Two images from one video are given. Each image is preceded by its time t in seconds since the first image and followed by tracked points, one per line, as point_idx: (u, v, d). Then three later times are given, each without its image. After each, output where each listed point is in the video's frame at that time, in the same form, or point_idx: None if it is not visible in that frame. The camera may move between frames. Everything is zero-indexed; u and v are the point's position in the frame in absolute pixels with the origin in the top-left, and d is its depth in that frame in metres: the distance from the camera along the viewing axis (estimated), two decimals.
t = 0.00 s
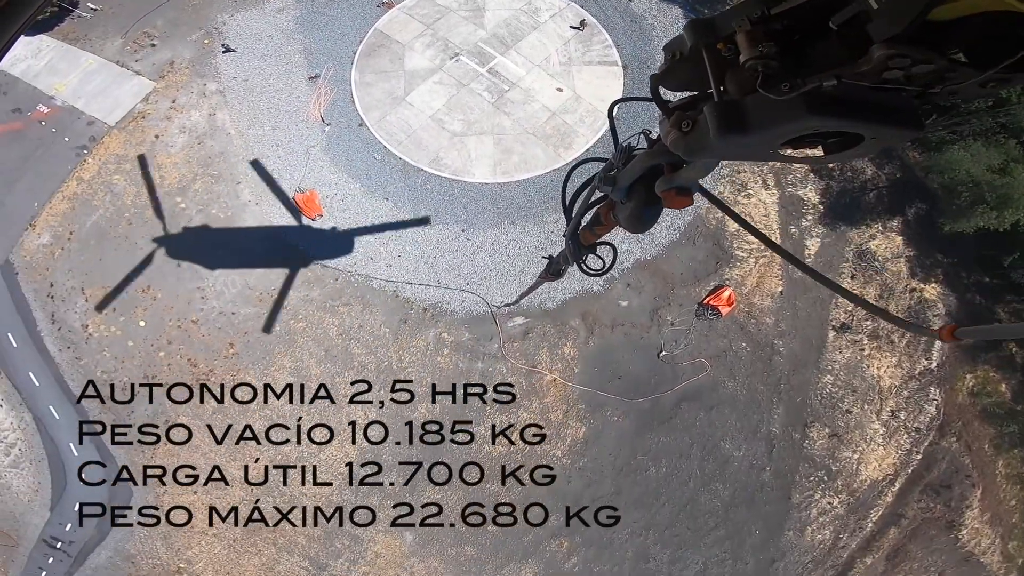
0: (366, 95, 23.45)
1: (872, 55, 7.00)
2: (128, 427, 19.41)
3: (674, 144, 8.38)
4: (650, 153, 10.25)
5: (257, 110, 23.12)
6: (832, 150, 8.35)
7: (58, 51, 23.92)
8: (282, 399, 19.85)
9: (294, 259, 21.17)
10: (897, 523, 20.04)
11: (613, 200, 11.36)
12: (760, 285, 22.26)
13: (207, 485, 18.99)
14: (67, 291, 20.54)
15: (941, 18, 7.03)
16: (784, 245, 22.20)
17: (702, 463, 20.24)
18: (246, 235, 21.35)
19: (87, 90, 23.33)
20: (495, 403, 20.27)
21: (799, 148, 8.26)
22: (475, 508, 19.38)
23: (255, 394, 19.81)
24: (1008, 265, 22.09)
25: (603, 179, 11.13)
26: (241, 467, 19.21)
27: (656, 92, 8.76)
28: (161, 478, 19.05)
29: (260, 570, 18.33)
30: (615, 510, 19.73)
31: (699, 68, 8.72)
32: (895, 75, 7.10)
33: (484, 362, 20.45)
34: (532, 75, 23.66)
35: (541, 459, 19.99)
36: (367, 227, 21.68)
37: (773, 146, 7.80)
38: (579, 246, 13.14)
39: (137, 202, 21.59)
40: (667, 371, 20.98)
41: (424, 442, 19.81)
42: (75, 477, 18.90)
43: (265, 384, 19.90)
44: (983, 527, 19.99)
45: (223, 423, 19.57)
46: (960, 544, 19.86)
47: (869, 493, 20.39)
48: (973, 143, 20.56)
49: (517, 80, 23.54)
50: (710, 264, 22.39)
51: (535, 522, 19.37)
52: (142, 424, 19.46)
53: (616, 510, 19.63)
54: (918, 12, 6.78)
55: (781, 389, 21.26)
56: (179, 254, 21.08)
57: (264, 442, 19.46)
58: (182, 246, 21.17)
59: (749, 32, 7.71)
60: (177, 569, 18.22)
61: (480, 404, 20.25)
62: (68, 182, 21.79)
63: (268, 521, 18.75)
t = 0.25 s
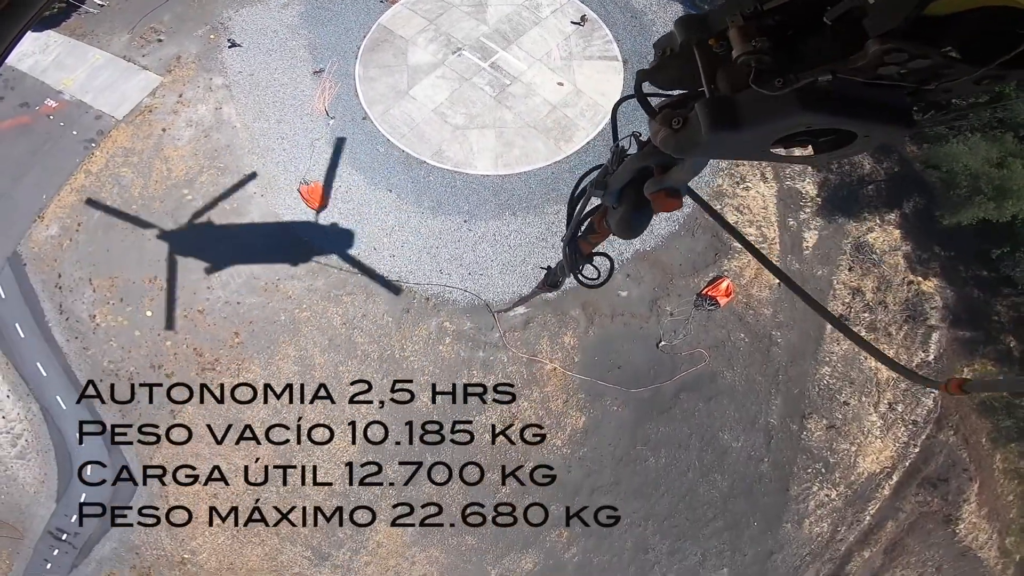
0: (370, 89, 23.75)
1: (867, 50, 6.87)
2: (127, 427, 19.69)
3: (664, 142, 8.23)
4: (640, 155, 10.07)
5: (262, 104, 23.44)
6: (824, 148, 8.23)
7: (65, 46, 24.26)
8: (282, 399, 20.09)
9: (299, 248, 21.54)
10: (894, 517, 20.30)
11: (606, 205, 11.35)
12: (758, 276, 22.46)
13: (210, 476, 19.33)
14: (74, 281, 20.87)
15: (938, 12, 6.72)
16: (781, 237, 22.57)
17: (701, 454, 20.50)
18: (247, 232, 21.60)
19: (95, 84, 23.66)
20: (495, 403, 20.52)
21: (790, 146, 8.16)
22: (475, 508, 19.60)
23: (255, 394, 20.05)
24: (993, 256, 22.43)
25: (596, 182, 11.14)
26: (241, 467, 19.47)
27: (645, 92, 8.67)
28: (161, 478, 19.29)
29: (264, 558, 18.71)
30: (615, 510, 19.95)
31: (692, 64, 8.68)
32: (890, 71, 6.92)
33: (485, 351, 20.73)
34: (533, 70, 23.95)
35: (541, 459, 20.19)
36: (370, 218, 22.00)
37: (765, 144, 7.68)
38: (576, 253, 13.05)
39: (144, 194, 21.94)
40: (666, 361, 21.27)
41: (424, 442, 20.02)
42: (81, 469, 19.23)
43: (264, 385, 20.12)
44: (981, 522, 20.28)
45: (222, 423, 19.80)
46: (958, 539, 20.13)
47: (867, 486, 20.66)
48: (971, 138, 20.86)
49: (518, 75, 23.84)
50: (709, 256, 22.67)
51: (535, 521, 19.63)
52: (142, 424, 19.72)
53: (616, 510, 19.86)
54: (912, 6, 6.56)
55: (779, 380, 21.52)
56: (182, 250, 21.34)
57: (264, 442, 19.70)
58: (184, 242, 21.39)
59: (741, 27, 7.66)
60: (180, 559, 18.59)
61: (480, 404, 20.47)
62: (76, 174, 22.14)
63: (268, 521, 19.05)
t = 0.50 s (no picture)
0: (371, 84, 24.06)
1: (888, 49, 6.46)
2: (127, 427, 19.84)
3: (684, 147, 7.98)
4: (658, 164, 9.59)
5: (265, 99, 23.76)
6: (848, 153, 7.83)
7: (71, 42, 24.59)
8: (282, 399, 20.29)
9: (301, 240, 21.86)
10: (889, 510, 20.66)
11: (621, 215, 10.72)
12: (754, 268, 22.45)
13: (212, 468, 19.55)
14: (79, 273, 21.16)
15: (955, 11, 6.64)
16: (776, 230, 22.88)
17: (697, 445, 20.80)
18: (244, 230, 21.83)
19: (99, 79, 23.97)
20: (495, 403, 20.70)
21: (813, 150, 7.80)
22: (475, 508, 19.79)
23: (255, 394, 20.24)
24: (980, 248, 22.84)
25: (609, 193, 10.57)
26: (241, 467, 19.63)
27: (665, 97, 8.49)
28: (162, 478, 19.44)
29: (265, 549, 18.96)
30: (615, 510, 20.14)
31: (710, 71, 8.38)
32: (914, 69, 6.53)
33: (484, 341, 21.03)
34: (532, 65, 24.28)
35: (541, 459, 20.44)
36: (371, 210, 22.34)
37: (786, 148, 7.39)
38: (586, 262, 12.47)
39: (149, 186, 22.27)
40: (662, 352, 21.59)
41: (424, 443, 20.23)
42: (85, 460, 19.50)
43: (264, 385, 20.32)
44: (975, 517, 20.72)
45: (223, 422, 19.98)
46: (953, 534, 20.56)
47: (861, 479, 20.97)
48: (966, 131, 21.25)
49: (517, 70, 24.16)
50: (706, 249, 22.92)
51: (535, 521, 19.85)
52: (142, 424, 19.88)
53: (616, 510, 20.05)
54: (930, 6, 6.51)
55: (774, 371, 21.81)
56: (184, 246, 21.57)
57: (264, 442, 19.89)
58: (185, 240, 21.62)
59: (757, 31, 7.33)
60: (181, 551, 18.79)
61: (480, 404, 20.67)
62: (81, 167, 22.45)
63: (268, 521, 19.22)
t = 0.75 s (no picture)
0: (371, 83, 24.37)
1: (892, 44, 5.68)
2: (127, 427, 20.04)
3: (684, 140, 7.05)
4: (658, 155, 8.86)
5: (266, 97, 24.04)
6: (850, 149, 6.79)
7: (73, 41, 24.83)
8: (283, 399, 20.50)
9: (302, 236, 22.10)
10: (882, 507, 20.98)
11: (618, 207, 10.21)
12: (748, 264, 23.15)
13: (212, 464, 19.76)
14: (81, 269, 21.38)
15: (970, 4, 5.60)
16: (770, 227, 23.18)
17: (693, 439, 21.09)
18: (241, 229, 22.04)
19: (102, 78, 24.22)
20: (495, 403, 20.94)
21: (814, 145, 6.78)
22: (475, 508, 20.00)
23: (255, 394, 20.45)
24: (970, 244, 23.12)
25: (606, 185, 9.92)
26: (241, 466, 19.81)
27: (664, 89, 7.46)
28: (162, 478, 19.62)
29: (264, 544, 19.15)
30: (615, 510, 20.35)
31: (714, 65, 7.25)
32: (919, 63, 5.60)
33: (481, 336, 21.29)
34: (529, 65, 24.57)
35: (541, 460, 20.65)
36: (371, 207, 22.62)
37: (787, 143, 6.40)
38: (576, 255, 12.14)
39: (151, 183, 22.52)
40: (657, 348, 21.86)
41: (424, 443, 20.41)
42: (86, 456, 19.70)
43: (265, 384, 20.52)
44: (970, 515, 21.08)
45: (222, 422, 20.17)
46: (947, 531, 20.88)
47: (855, 474, 21.30)
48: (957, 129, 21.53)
49: (515, 70, 24.45)
50: (700, 245, 23.25)
51: (535, 521, 20.06)
52: (143, 424, 20.08)
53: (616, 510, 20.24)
54: None
55: (768, 365, 22.13)
56: (184, 246, 21.79)
57: (264, 441, 20.07)
58: (185, 239, 21.85)
59: (762, 24, 6.41)
60: (181, 546, 18.97)
61: (480, 404, 20.90)
62: (84, 165, 22.70)
63: (268, 521, 19.39)
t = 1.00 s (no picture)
0: (369, 85, 24.69)
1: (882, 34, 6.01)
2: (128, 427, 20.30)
3: (665, 123, 6.95)
4: (638, 138, 9.21)
5: (266, 99, 24.34)
6: (828, 135, 6.92)
7: (75, 43, 25.14)
8: (283, 398, 20.77)
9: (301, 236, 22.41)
10: (876, 504, 21.30)
11: (600, 189, 10.59)
12: (739, 262, 23.52)
13: (211, 462, 20.06)
14: (82, 267, 21.68)
15: None
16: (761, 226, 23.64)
17: (687, 436, 21.42)
18: (238, 231, 22.32)
19: (103, 79, 24.53)
20: (495, 403, 21.27)
21: (792, 133, 6.85)
22: (475, 508, 20.32)
23: (255, 393, 20.73)
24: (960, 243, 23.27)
25: (590, 168, 10.26)
26: (241, 465, 20.11)
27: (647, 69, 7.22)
28: (162, 478, 19.89)
29: (263, 541, 19.43)
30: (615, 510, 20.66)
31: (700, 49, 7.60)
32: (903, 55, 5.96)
33: (477, 333, 21.61)
34: (525, 67, 24.93)
35: (540, 460, 20.94)
36: (370, 206, 22.96)
37: (769, 130, 6.44)
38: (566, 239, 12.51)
39: (152, 183, 22.83)
40: (650, 346, 22.20)
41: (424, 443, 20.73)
42: (86, 453, 19.99)
43: (265, 384, 20.81)
44: (963, 512, 21.39)
45: (223, 421, 20.46)
46: (940, 529, 21.22)
47: (848, 471, 21.64)
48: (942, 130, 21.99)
49: (510, 71, 24.81)
50: (693, 244, 23.61)
51: (535, 521, 20.35)
52: (143, 424, 20.33)
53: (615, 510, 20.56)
54: None
55: (761, 362, 22.49)
56: (181, 250, 22.03)
57: (264, 441, 20.35)
58: (183, 242, 22.12)
59: (748, 8, 6.44)
60: (180, 543, 19.27)
61: (480, 404, 21.23)
62: (85, 165, 23.00)
63: (268, 521, 19.66)
